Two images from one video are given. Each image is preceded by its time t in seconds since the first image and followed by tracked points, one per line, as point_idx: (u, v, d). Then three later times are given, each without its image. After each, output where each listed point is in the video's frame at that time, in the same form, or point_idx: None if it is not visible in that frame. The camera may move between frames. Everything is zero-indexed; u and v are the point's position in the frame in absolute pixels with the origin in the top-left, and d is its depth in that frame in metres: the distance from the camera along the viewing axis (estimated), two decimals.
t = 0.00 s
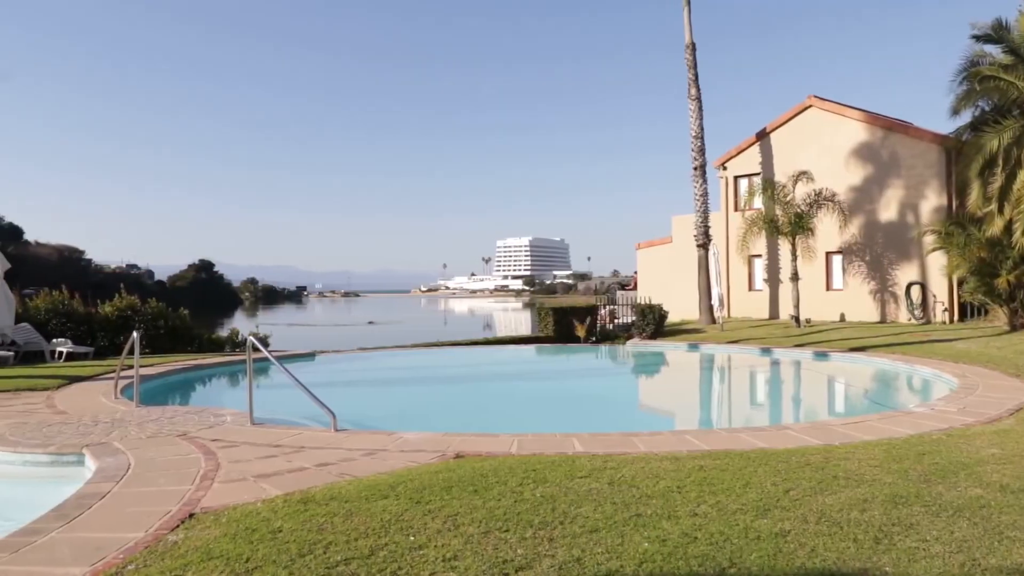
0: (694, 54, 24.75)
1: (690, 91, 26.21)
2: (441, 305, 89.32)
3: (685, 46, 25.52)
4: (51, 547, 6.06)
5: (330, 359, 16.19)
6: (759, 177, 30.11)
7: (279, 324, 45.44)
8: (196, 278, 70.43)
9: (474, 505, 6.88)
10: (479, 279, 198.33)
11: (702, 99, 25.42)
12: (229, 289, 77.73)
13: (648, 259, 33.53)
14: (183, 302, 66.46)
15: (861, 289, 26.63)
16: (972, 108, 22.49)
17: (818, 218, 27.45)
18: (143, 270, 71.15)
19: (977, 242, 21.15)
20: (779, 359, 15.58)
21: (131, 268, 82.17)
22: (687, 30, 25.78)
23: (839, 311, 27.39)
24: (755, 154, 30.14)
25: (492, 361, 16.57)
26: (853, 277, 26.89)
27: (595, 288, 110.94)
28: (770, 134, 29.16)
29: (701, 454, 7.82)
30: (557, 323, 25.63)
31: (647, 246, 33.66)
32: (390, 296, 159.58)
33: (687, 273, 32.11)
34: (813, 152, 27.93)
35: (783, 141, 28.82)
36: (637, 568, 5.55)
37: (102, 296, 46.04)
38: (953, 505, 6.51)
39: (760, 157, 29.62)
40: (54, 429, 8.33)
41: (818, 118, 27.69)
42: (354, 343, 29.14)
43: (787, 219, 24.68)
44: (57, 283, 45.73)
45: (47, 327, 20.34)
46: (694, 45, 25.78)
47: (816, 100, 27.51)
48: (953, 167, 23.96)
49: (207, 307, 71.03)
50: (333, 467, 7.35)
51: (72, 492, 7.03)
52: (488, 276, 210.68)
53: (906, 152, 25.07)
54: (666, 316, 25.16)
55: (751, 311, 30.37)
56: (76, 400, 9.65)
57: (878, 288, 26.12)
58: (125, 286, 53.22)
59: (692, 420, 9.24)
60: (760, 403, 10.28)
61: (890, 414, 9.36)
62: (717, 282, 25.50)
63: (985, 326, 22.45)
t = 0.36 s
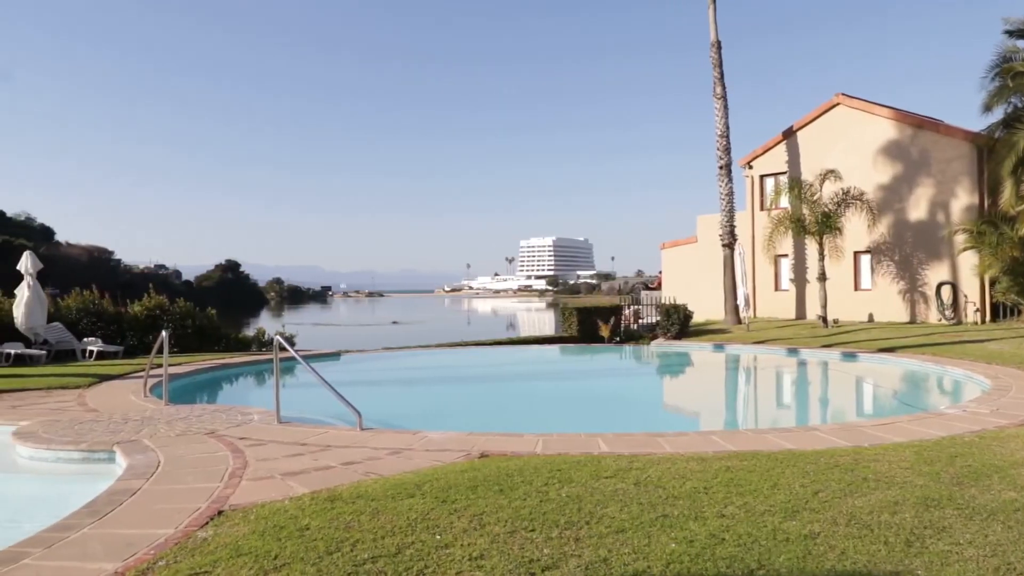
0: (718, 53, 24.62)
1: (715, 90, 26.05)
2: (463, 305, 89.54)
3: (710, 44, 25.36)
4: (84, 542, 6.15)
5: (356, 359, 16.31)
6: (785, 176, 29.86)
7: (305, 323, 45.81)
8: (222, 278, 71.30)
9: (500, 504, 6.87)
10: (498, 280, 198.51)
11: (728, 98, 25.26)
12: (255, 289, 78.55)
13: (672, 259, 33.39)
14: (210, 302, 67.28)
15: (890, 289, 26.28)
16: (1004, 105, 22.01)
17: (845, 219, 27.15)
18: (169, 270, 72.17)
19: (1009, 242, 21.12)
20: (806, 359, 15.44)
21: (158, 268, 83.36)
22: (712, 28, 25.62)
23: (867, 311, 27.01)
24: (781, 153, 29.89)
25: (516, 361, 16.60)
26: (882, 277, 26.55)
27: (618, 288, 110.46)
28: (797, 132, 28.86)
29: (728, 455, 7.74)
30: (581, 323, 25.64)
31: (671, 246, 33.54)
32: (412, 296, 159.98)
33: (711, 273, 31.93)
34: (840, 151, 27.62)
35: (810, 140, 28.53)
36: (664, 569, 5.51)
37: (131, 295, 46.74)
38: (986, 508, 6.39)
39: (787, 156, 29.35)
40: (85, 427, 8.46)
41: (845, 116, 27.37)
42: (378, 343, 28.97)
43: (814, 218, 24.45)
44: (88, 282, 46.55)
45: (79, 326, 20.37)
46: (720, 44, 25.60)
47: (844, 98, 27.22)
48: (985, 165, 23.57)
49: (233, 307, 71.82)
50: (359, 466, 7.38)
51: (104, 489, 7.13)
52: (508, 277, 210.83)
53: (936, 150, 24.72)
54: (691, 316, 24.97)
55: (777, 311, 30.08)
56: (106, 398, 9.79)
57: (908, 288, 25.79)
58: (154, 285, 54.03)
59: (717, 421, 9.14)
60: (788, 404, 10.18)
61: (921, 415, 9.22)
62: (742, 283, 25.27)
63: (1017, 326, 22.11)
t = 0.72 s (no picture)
0: (747, 50, 24.43)
1: (744, 88, 25.84)
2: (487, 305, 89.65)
3: (739, 42, 25.16)
4: (119, 538, 6.26)
5: (384, 358, 16.40)
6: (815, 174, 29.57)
7: (333, 323, 46.16)
8: (251, 278, 72.14)
9: (528, 504, 6.86)
10: (520, 281, 198.48)
11: (757, 95, 25.05)
12: (283, 289, 79.31)
13: (699, 258, 33.21)
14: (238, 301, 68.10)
15: (923, 289, 25.89)
16: None
17: (877, 217, 26.82)
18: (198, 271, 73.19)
19: None
20: (836, 360, 15.25)
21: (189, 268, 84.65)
22: (741, 26, 25.41)
23: (900, 311, 26.64)
24: (811, 151, 29.59)
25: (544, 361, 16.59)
26: (915, 277, 26.17)
27: (644, 288, 109.81)
28: (827, 130, 28.53)
29: (758, 456, 7.65)
30: (607, 323, 25.62)
31: (698, 245, 33.36)
32: (438, 296, 160.11)
33: (739, 272, 31.67)
34: (872, 148, 27.25)
35: (840, 137, 28.21)
36: (695, 570, 5.47)
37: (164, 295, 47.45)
38: None
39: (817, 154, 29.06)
40: (119, 425, 8.59)
41: (877, 113, 27.00)
42: (405, 343, 28.73)
43: (846, 217, 24.22)
44: (122, 282, 47.37)
45: (112, 326, 20.93)
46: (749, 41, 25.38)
47: (875, 95, 26.87)
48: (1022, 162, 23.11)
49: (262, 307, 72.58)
50: (387, 464, 7.40)
51: (138, 485, 7.23)
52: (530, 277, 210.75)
53: (971, 147, 24.28)
54: (719, 316, 24.79)
55: (807, 312, 29.75)
56: (139, 397, 9.94)
57: (941, 288, 25.40)
58: (185, 285, 54.85)
59: (746, 422, 9.02)
60: (818, 405, 10.06)
61: (956, 418, 9.04)
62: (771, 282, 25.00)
63: None
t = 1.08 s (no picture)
0: (779, 48, 24.18)
1: (775, 86, 25.60)
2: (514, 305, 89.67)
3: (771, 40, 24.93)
4: (156, 534, 6.35)
5: (414, 357, 16.50)
6: (849, 172, 29.28)
7: (364, 322, 46.49)
8: (282, 278, 72.98)
9: (560, 505, 6.83)
10: (544, 282, 198.30)
11: (789, 93, 24.79)
12: (313, 289, 80.08)
13: (731, 257, 33.07)
14: (270, 301, 68.93)
15: (961, 289, 25.42)
16: None
17: (912, 216, 26.41)
18: (229, 270, 74.24)
19: None
20: (871, 361, 15.02)
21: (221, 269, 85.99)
22: (773, 23, 25.17)
23: (937, 312, 26.19)
24: (845, 149, 29.28)
25: (574, 361, 16.60)
26: (952, 277, 25.71)
27: (673, 288, 108.97)
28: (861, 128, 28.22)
29: (793, 459, 7.55)
30: (637, 323, 25.61)
31: (730, 245, 33.22)
32: (464, 296, 160.68)
33: (770, 272, 31.39)
34: (908, 146, 26.84)
35: (875, 135, 27.88)
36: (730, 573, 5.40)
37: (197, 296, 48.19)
38: None
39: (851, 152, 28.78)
40: (155, 422, 8.73)
41: (913, 110, 26.60)
42: (432, 343, 28.49)
43: (880, 216, 23.90)
44: (157, 282, 48.19)
45: (148, 326, 20.95)
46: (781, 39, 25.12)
47: (911, 92, 26.47)
48: None
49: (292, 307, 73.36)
50: (418, 464, 7.42)
51: (175, 481, 7.34)
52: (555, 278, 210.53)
53: (1010, 144, 23.76)
54: (750, 316, 24.56)
55: (841, 312, 29.37)
56: (174, 394, 10.10)
57: (980, 288, 24.90)
58: (218, 286, 55.67)
59: (778, 424, 8.93)
60: (852, 407, 9.91)
61: (995, 421, 8.84)
62: (802, 282, 24.75)
63: None
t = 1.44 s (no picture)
0: (815, 44, 23.82)
1: (811, 83, 25.23)
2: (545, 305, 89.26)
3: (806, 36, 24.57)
4: (196, 530, 6.46)
5: (447, 357, 16.57)
6: (887, 169, 28.77)
7: (397, 322, 46.78)
8: (316, 279, 73.73)
9: (594, 505, 6.81)
10: (582, 280, 197.60)
11: (825, 90, 24.43)
12: (346, 289, 80.73)
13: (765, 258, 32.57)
14: (304, 301, 69.56)
15: (1005, 289, 24.79)
16: None
17: (954, 214, 25.82)
18: (263, 270, 75.20)
19: None
20: (911, 363, 14.72)
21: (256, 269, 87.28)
22: (808, 19, 24.81)
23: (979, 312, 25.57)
24: (883, 146, 28.78)
25: (606, 361, 16.55)
26: (995, 276, 25.09)
27: (706, 289, 107.53)
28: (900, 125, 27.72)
29: (830, 462, 7.43)
30: (671, 323, 25.40)
31: (764, 245, 32.61)
32: (493, 296, 160.94)
33: (806, 272, 30.94)
34: (949, 142, 26.28)
35: (915, 132, 27.36)
36: None
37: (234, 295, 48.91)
38: None
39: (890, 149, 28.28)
40: (193, 420, 8.87)
41: (954, 105, 26.03)
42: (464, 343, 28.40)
43: (920, 214, 23.44)
44: (195, 282, 48.95)
45: (186, 325, 21.28)
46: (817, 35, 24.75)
47: (952, 87, 25.90)
48: None
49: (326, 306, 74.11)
50: (451, 463, 7.44)
51: (212, 479, 7.45)
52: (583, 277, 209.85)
53: None
54: (785, 316, 24.22)
55: (879, 312, 28.85)
56: (211, 393, 10.25)
57: None
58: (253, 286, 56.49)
59: (814, 426, 8.80)
60: (890, 409, 9.72)
61: None
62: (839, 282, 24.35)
63: None
